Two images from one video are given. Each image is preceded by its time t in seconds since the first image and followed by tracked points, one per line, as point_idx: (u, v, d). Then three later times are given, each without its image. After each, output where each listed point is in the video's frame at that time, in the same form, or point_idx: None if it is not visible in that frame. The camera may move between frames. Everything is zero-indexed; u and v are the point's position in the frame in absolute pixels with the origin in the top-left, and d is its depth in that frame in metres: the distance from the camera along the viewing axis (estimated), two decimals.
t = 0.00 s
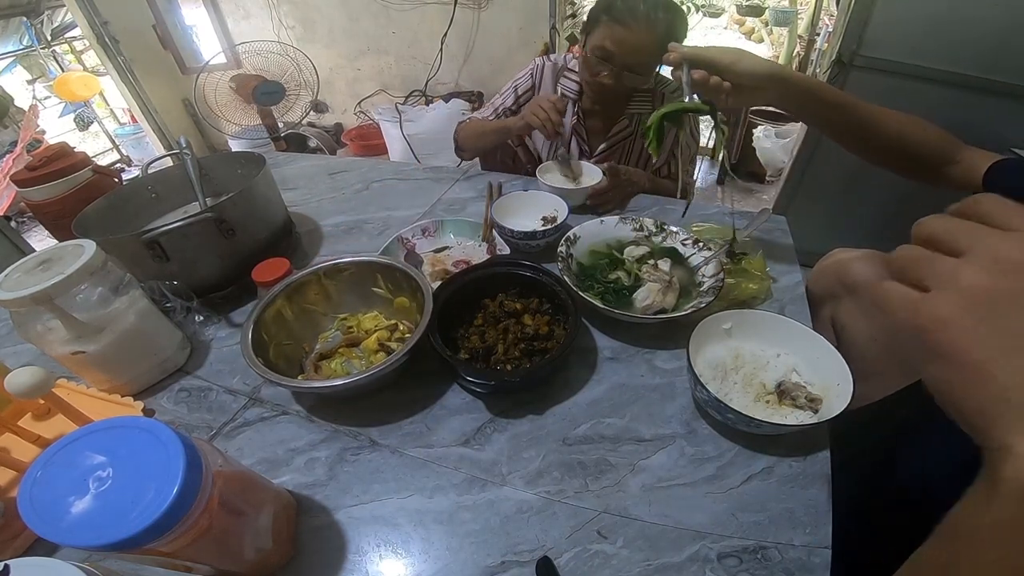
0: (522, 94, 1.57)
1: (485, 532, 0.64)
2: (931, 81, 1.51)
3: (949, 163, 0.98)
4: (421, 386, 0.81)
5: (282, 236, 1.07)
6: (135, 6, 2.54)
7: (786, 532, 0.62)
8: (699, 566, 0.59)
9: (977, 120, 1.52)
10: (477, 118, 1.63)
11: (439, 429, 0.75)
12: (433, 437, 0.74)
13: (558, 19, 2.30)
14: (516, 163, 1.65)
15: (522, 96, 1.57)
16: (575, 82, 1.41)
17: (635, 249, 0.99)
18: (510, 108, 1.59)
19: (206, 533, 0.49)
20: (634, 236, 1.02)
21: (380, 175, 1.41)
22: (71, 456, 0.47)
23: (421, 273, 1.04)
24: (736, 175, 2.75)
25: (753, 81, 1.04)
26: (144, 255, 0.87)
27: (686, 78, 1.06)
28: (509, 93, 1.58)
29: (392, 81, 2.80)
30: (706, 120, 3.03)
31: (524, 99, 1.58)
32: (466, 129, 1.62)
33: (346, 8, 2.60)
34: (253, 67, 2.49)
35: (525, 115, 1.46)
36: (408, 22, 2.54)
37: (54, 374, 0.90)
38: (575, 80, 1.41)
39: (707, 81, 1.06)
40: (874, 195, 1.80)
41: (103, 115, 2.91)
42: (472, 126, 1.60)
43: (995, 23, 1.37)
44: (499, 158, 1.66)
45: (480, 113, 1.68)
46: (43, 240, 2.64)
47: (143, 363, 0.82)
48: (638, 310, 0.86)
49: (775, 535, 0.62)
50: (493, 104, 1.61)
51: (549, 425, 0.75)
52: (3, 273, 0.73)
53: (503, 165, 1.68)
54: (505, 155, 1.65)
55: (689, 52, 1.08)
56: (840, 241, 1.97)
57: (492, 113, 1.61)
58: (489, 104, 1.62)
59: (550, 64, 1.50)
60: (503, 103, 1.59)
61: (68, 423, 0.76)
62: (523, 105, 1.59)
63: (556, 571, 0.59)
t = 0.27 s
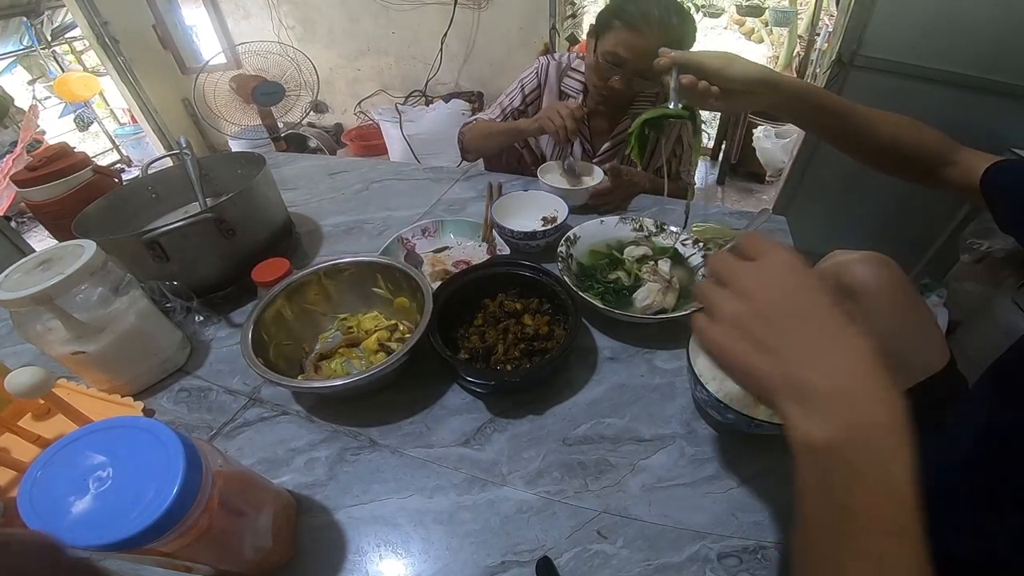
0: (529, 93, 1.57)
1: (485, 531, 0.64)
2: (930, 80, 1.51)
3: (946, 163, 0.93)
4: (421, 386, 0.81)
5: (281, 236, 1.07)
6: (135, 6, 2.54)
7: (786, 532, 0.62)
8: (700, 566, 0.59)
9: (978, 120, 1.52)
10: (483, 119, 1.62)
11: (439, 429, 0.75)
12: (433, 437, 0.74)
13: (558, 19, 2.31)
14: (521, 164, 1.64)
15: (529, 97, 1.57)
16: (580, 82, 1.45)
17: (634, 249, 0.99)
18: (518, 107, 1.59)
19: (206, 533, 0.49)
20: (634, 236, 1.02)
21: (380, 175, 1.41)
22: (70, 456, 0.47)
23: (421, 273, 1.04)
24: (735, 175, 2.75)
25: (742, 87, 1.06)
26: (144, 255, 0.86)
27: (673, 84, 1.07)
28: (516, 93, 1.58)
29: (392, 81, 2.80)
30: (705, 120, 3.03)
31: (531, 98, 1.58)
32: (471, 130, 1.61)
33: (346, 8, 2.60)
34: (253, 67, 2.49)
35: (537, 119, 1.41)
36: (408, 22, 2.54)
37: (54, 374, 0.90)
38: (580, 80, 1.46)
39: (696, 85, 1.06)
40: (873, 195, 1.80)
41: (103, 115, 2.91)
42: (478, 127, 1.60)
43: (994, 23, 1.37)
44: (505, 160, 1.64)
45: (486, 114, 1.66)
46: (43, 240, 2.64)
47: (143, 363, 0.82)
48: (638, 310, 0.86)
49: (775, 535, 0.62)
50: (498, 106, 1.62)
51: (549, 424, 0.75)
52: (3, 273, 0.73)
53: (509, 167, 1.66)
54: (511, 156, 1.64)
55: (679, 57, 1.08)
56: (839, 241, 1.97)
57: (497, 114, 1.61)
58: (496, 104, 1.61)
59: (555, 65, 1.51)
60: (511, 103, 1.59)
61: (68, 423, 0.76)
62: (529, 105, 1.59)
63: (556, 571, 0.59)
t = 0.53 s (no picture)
0: (533, 93, 1.57)
1: (485, 531, 0.64)
2: (931, 80, 1.51)
3: (941, 161, 0.93)
4: (421, 386, 0.81)
5: (281, 236, 1.07)
6: (135, 6, 2.54)
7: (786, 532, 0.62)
8: (700, 566, 0.59)
9: (978, 120, 1.52)
10: (486, 120, 1.62)
11: (439, 429, 0.75)
12: (433, 437, 0.74)
13: (558, 19, 2.31)
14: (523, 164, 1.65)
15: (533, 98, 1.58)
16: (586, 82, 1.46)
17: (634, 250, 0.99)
18: (522, 108, 1.60)
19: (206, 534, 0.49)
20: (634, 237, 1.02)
21: (380, 175, 1.41)
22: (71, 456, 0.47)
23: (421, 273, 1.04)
24: (735, 175, 2.76)
25: (731, 79, 1.07)
26: (144, 255, 0.86)
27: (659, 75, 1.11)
28: (520, 93, 1.58)
29: (392, 81, 2.80)
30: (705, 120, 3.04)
31: (535, 98, 1.58)
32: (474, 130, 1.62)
33: (346, 8, 2.60)
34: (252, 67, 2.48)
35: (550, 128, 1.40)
36: (408, 22, 2.54)
37: (54, 374, 0.90)
38: (584, 80, 1.46)
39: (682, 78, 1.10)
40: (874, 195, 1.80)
41: (103, 115, 2.91)
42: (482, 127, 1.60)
43: (996, 22, 1.36)
44: (507, 161, 1.65)
45: (488, 114, 1.66)
46: (43, 240, 2.65)
47: (144, 362, 0.82)
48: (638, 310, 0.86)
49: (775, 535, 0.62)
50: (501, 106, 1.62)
51: (549, 424, 0.75)
52: (3, 273, 0.74)
53: (511, 166, 1.67)
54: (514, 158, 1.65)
55: (669, 50, 1.10)
56: (839, 241, 1.97)
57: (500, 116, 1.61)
58: (499, 104, 1.62)
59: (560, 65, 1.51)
60: (515, 103, 1.59)
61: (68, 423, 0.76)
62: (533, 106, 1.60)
63: (556, 571, 0.59)
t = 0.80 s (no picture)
0: (533, 94, 1.57)
1: (485, 531, 0.64)
2: (930, 80, 1.51)
3: (931, 159, 0.93)
4: (421, 386, 0.81)
5: (281, 236, 1.07)
6: (135, 6, 2.54)
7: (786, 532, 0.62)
8: (700, 566, 0.59)
9: (978, 120, 1.52)
10: (486, 120, 1.62)
11: (439, 429, 0.75)
12: (433, 437, 0.74)
13: (558, 19, 2.31)
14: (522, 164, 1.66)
15: (532, 98, 1.58)
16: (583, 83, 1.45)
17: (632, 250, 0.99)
18: (522, 109, 1.61)
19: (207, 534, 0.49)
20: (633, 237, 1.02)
21: (380, 175, 1.41)
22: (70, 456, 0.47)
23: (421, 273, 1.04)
24: (735, 175, 2.76)
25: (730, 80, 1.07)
26: (144, 255, 0.86)
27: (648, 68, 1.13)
28: (520, 93, 1.58)
29: (392, 81, 2.80)
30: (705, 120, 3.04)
31: (535, 98, 1.59)
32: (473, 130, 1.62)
33: (346, 8, 2.60)
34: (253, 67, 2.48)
35: (560, 127, 1.45)
36: (408, 22, 2.54)
37: (54, 374, 0.90)
38: (583, 80, 1.45)
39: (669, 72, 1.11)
40: (874, 195, 1.80)
41: (103, 115, 2.92)
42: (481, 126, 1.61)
43: (997, 22, 1.36)
44: (505, 161, 1.66)
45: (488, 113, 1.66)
46: (43, 240, 2.65)
47: (144, 362, 0.82)
48: (639, 310, 0.86)
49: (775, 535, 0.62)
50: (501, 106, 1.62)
51: (549, 424, 0.75)
52: (3, 273, 0.74)
53: (510, 166, 1.67)
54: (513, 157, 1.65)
55: (660, 48, 1.13)
56: (839, 241, 1.97)
57: (500, 116, 1.62)
58: (499, 104, 1.62)
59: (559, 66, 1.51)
60: (515, 103, 1.60)
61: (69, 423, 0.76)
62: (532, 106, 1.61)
63: (556, 571, 0.59)
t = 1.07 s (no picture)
0: (530, 94, 1.57)
1: (485, 531, 0.64)
2: (930, 80, 1.51)
3: (923, 157, 0.93)
4: (421, 386, 0.81)
5: (281, 236, 1.07)
6: (135, 6, 2.54)
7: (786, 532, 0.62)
8: (700, 566, 0.59)
9: (978, 120, 1.52)
10: (482, 118, 1.60)
11: (439, 429, 0.75)
12: (433, 437, 0.74)
13: (558, 19, 2.31)
14: (518, 163, 1.66)
15: (529, 98, 1.58)
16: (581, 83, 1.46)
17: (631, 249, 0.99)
18: (519, 108, 1.60)
19: (206, 534, 0.49)
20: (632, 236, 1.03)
21: (380, 175, 1.41)
22: (71, 456, 0.47)
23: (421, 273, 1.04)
24: (735, 175, 2.75)
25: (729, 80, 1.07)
26: (144, 255, 0.86)
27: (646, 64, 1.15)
28: (517, 93, 1.58)
29: (392, 81, 2.80)
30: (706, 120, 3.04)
31: (532, 99, 1.58)
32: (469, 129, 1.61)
33: (346, 8, 2.60)
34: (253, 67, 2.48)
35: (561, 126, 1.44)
36: (408, 22, 2.54)
37: (53, 374, 0.90)
38: (581, 81, 1.46)
39: (667, 67, 1.12)
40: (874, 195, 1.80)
41: (103, 115, 2.91)
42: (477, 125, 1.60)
43: (997, 22, 1.37)
44: (499, 159, 1.65)
45: (483, 111, 1.65)
46: (43, 240, 2.65)
47: (144, 362, 0.82)
48: (639, 310, 0.86)
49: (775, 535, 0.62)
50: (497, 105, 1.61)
51: (549, 424, 0.75)
52: (3, 273, 0.74)
53: (505, 165, 1.67)
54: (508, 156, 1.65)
55: (658, 43, 1.13)
56: (839, 241, 1.97)
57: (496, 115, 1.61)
58: (495, 102, 1.61)
59: (556, 67, 1.50)
60: (512, 103, 1.59)
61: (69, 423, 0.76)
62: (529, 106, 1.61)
63: (556, 571, 0.59)
